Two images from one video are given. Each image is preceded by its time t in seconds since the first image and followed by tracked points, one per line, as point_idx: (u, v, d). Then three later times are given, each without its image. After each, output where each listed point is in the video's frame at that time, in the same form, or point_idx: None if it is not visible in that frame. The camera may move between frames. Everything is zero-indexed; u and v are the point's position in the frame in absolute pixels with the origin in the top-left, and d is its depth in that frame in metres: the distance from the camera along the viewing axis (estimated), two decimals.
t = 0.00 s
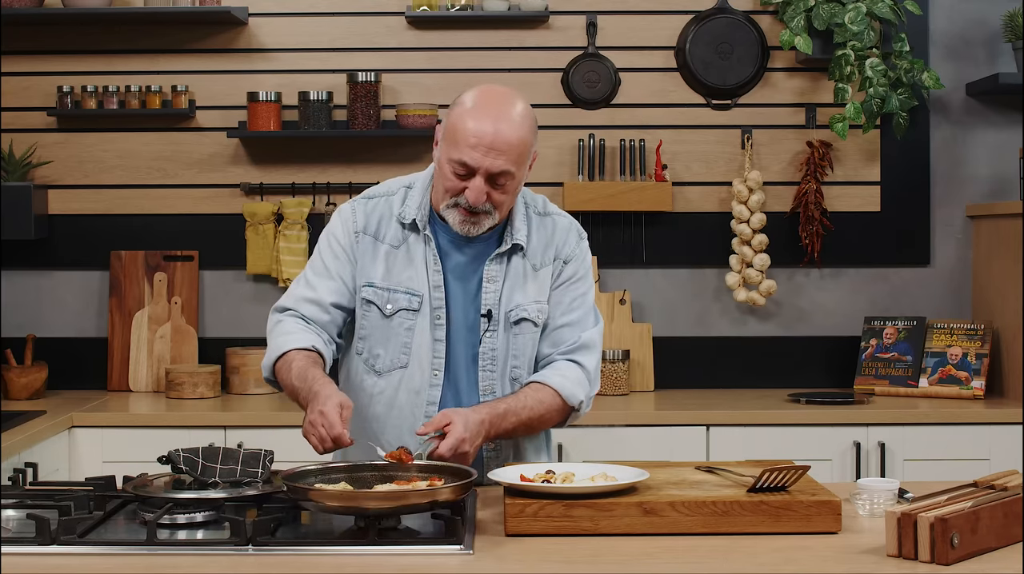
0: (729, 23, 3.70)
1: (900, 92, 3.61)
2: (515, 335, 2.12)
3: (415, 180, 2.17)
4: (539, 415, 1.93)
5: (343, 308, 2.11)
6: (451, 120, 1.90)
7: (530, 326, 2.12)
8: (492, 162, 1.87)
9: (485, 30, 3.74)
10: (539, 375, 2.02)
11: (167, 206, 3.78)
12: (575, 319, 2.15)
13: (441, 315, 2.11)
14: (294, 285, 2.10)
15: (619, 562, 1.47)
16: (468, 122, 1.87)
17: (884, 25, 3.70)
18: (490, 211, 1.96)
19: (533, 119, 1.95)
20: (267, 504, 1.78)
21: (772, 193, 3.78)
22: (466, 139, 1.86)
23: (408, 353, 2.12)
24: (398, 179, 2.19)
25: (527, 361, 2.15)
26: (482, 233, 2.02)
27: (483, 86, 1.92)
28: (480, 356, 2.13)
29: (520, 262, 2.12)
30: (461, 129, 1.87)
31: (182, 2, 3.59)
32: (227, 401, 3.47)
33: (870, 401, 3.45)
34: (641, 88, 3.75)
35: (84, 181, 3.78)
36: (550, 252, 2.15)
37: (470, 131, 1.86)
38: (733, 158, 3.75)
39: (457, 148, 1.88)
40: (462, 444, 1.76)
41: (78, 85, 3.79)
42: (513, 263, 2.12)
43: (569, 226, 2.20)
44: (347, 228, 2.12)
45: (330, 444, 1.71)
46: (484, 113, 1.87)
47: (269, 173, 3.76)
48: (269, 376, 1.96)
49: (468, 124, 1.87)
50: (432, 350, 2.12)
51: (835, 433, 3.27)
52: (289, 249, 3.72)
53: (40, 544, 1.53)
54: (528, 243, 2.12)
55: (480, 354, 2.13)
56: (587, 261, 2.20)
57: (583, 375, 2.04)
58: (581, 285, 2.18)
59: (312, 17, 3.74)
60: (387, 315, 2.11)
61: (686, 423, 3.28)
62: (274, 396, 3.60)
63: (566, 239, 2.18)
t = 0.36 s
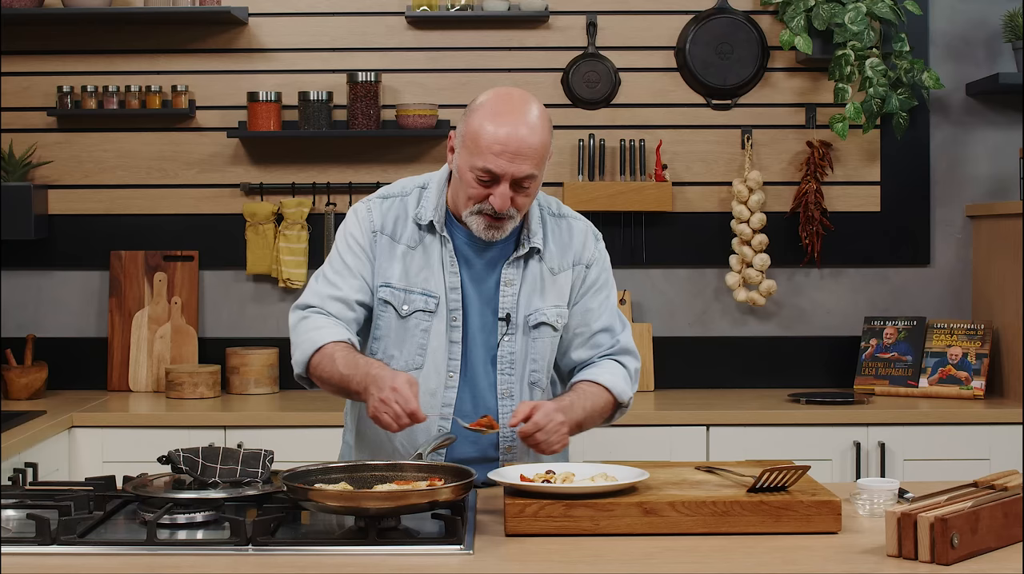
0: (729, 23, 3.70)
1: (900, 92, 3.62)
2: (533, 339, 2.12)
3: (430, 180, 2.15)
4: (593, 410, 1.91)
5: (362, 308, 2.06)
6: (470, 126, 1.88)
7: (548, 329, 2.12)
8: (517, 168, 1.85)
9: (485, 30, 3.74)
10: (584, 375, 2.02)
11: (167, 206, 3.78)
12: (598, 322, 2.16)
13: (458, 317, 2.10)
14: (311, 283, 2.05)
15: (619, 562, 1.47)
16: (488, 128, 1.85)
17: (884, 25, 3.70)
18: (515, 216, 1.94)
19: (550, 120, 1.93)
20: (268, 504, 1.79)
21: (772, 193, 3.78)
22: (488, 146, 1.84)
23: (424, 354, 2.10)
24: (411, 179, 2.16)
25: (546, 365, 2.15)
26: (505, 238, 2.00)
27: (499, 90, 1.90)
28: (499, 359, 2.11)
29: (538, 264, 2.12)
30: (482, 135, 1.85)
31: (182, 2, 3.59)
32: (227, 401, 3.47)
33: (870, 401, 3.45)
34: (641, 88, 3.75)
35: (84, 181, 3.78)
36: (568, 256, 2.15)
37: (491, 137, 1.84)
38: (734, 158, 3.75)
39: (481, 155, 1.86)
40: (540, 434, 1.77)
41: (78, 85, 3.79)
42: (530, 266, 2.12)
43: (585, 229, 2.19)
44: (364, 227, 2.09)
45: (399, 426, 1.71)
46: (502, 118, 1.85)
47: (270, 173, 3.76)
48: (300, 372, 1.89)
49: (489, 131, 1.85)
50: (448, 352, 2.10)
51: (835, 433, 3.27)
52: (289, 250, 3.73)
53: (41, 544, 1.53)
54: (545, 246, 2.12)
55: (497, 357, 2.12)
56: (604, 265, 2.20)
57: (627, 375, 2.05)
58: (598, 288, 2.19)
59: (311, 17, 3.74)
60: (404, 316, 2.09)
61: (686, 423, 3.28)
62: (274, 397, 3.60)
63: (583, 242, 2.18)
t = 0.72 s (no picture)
0: (729, 23, 3.70)
1: (900, 92, 3.62)
2: (556, 344, 2.12)
3: (448, 183, 2.13)
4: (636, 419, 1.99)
5: (394, 313, 2.03)
6: (487, 135, 1.87)
7: (570, 334, 2.12)
8: (537, 175, 1.84)
9: (485, 30, 3.74)
10: (613, 386, 2.08)
11: (167, 206, 3.78)
12: (615, 326, 2.18)
13: (481, 322, 2.09)
14: (340, 288, 2.01)
15: (619, 562, 1.47)
16: (506, 136, 1.84)
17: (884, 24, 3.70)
18: (534, 221, 1.94)
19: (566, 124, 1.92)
20: (267, 504, 1.79)
21: (772, 193, 3.78)
22: (506, 154, 1.83)
23: (446, 359, 2.09)
24: (427, 183, 2.15)
25: (569, 371, 2.14)
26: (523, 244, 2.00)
27: (514, 96, 1.89)
28: (522, 365, 2.10)
29: (557, 269, 2.13)
30: (500, 144, 1.84)
31: (182, 2, 3.59)
32: (227, 401, 3.47)
33: (870, 401, 3.45)
34: (641, 88, 3.75)
35: (84, 181, 3.78)
36: (585, 260, 2.16)
37: (510, 145, 1.83)
38: (734, 158, 3.76)
39: (500, 163, 1.84)
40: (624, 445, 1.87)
41: (78, 85, 3.79)
42: (550, 271, 2.12)
43: (599, 232, 2.20)
44: (389, 231, 2.06)
45: (475, 446, 1.72)
46: (519, 125, 1.84)
47: (270, 173, 3.76)
48: (348, 380, 1.85)
49: (507, 138, 1.83)
50: (470, 357, 2.09)
51: (835, 433, 3.27)
52: (289, 250, 3.73)
53: (40, 544, 1.53)
54: (564, 250, 2.13)
55: (520, 363, 2.10)
56: (618, 267, 2.22)
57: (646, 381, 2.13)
58: (612, 291, 2.21)
59: (311, 17, 3.74)
60: (428, 321, 2.07)
61: (686, 423, 3.28)
62: (274, 396, 3.60)
63: (599, 246, 2.19)
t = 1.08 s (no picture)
0: (729, 23, 3.70)
1: (900, 92, 3.62)
2: (564, 348, 2.12)
3: (458, 184, 2.13)
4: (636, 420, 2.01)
5: (400, 316, 2.03)
6: (496, 139, 1.87)
7: (578, 338, 2.12)
8: (545, 180, 1.83)
9: (485, 30, 3.74)
10: (614, 390, 2.10)
11: (167, 206, 3.78)
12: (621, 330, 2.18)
13: (489, 325, 2.08)
14: (347, 289, 2.02)
15: (619, 562, 1.47)
16: (514, 140, 1.83)
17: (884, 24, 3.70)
18: (542, 226, 1.94)
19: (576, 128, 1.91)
20: (268, 504, 1.79)
21: (772, 193, 3.78)
22: (515, 159, 1.83)
23: (453, 362, 2.09)
24: (436, 184, 2.15)
25: (576, 374, 2.15)
26: (531, 248, 2.00)
27: (524, 100, 1.89)
28: (530, 368, 2.10)
29: (566, 272, 2.12)
30: (508, 148, 1.84)
31: (182, 2, 3.59)
32: (227, 401, 3.47)
33: (870, 401, 3.45)
34: (641, 88, 3.75)
35: (84, 181, 3.78)
36: (594, 263, 2.16)
37: (518, 149, 1.82)
38: (734, 158, 3.76)
39: (509, 168, 1.84)
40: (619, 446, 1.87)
41: (78, 85, 3.79)
42: (559, 275, 2.12)
43: (609, 234, 2.20)
44: (397, 232, 2.06)
45: (479, 446, 1.72)
46: (529, 129, 1.84)
47: (269, 173, 3.76)
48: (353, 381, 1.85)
49: (515, 143, 1.83)
50: (477, 360, 2.09)
51: (835, 433, 3.27)
52: (288, 250, 3.73)
53: (40, 543, 1.53)
54: (573, 253, 2.12)
55: (527, 366, 2.10)
56: (626, 269, 2.22)
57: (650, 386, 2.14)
58: (621, 294, 2.20)
59: (311, 17, 3.74)
60: (435, 323, 2.07)
61: (686, 423, 3.28)
62: (274, 397, 3.60)
63: (608, 248, 2.18)
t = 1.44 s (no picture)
0: (729, 23, 3.70)
1: (900, 92, 3.62)
2: (564, 348, 2.12)
3: (457, 184, 2.13)
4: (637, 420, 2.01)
5: (399, 316, 2.03)
6: (495, 140, 1.87)
7: (578, 338, 2.12)
8: (543, 181, 1.83)
9: (485, 30, 3.74)
10: (614, 391, 2.10)
11: (167, 206, 3.78)
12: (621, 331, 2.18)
13: (488, 324, 2.08)
14: (346, 289, 2.02)
15: (619, 562, 1.47)
16: (513, 141, 1.83)
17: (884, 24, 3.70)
18: (540, 227, 1.94)
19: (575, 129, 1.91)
20: (268, 504, 1.79)
21: (772, 193, 3.78)
22: (514, 160, 1.83)
23: (452, 362, 2.09)
24: (436, 183, 2.15)
25: (577, 375, 2.15)
26: (530, 249, 2.00)
27: (523, 101, 1.88)
28: (530, 369, 2.10)
29: (567, 272, 2.12)
30: (507, 149, 1.83)
31: (182, 2, 3.59)
32: (227, 401, 3.47)
33: (870, 401, 3.45)
34: (641, 88, 3.75)
35: (84, 181, 3.78)
36: (595, 264, 2.16)
37: (517, 150, 1.82)
38: (734, 158, 3.76)
39: (507, 169, 1.84)
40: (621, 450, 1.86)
41: (78, 85, 3.79)
42: (559, 275, 2.12)
43: (609, 235, 2.20)
44: (396, 232, 2.06)
45: (477, 447, 1.72)
46: (528, 130, 1.84)
47: (270, 173, 3.76)
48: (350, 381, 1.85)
49: (514, 144, 1.83)
50: (476, 360, 2.09)
51: (835, 433, 3.27)
52: (288, 250, 3.73)
53: (40, 544, 1.53)
54: (573, 253, 2.12)
55: (527, 366, 2.10)
56: (626, 270, 2.22)
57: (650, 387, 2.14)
58: (621, 294, 2.20)
59: (311, 17, 3.74)
60: (434, 323, 2.07)
61: (686, 423, 3.28)
62: (274, 397, 3.60)
63: (608, 249, 2.19)
